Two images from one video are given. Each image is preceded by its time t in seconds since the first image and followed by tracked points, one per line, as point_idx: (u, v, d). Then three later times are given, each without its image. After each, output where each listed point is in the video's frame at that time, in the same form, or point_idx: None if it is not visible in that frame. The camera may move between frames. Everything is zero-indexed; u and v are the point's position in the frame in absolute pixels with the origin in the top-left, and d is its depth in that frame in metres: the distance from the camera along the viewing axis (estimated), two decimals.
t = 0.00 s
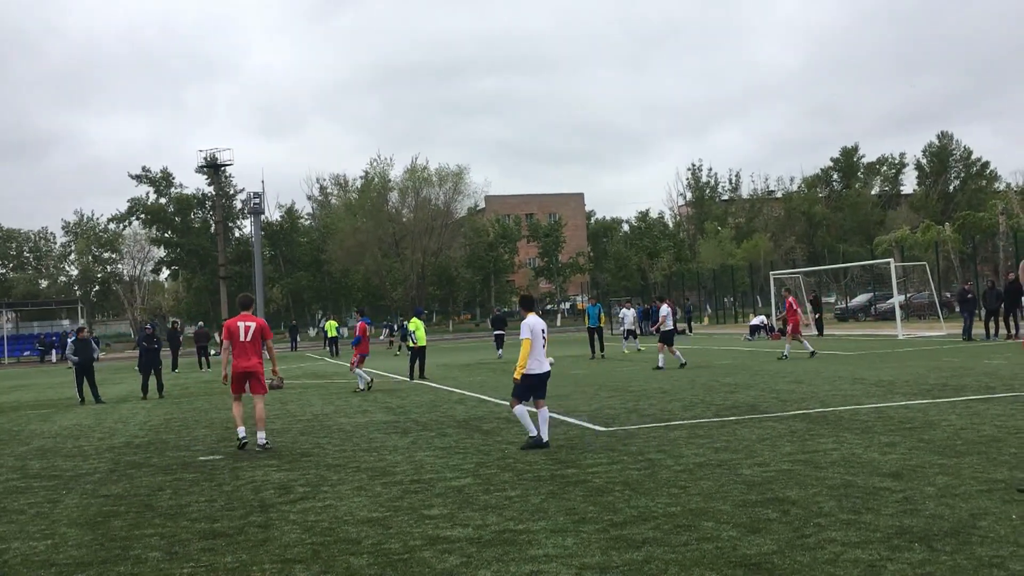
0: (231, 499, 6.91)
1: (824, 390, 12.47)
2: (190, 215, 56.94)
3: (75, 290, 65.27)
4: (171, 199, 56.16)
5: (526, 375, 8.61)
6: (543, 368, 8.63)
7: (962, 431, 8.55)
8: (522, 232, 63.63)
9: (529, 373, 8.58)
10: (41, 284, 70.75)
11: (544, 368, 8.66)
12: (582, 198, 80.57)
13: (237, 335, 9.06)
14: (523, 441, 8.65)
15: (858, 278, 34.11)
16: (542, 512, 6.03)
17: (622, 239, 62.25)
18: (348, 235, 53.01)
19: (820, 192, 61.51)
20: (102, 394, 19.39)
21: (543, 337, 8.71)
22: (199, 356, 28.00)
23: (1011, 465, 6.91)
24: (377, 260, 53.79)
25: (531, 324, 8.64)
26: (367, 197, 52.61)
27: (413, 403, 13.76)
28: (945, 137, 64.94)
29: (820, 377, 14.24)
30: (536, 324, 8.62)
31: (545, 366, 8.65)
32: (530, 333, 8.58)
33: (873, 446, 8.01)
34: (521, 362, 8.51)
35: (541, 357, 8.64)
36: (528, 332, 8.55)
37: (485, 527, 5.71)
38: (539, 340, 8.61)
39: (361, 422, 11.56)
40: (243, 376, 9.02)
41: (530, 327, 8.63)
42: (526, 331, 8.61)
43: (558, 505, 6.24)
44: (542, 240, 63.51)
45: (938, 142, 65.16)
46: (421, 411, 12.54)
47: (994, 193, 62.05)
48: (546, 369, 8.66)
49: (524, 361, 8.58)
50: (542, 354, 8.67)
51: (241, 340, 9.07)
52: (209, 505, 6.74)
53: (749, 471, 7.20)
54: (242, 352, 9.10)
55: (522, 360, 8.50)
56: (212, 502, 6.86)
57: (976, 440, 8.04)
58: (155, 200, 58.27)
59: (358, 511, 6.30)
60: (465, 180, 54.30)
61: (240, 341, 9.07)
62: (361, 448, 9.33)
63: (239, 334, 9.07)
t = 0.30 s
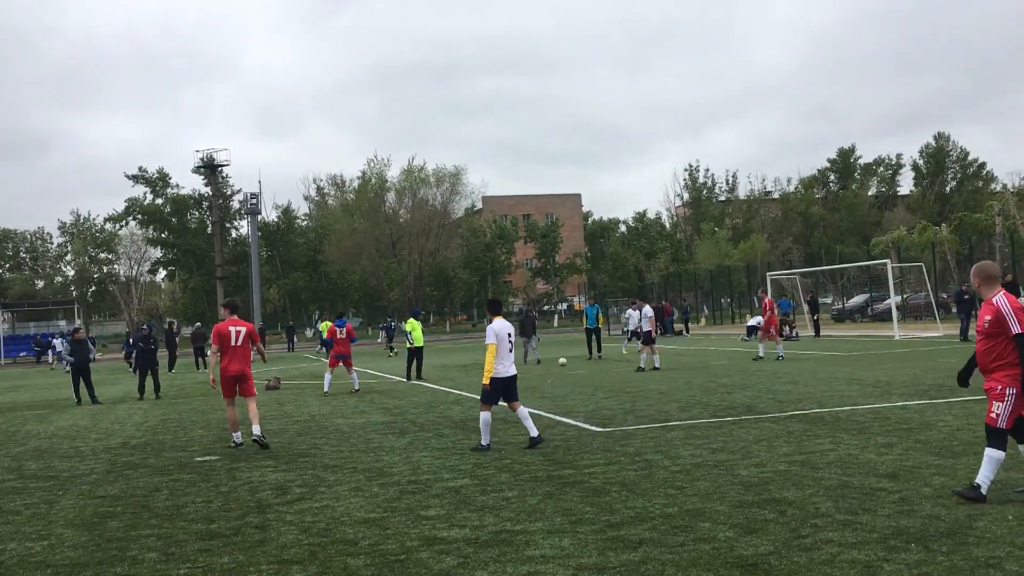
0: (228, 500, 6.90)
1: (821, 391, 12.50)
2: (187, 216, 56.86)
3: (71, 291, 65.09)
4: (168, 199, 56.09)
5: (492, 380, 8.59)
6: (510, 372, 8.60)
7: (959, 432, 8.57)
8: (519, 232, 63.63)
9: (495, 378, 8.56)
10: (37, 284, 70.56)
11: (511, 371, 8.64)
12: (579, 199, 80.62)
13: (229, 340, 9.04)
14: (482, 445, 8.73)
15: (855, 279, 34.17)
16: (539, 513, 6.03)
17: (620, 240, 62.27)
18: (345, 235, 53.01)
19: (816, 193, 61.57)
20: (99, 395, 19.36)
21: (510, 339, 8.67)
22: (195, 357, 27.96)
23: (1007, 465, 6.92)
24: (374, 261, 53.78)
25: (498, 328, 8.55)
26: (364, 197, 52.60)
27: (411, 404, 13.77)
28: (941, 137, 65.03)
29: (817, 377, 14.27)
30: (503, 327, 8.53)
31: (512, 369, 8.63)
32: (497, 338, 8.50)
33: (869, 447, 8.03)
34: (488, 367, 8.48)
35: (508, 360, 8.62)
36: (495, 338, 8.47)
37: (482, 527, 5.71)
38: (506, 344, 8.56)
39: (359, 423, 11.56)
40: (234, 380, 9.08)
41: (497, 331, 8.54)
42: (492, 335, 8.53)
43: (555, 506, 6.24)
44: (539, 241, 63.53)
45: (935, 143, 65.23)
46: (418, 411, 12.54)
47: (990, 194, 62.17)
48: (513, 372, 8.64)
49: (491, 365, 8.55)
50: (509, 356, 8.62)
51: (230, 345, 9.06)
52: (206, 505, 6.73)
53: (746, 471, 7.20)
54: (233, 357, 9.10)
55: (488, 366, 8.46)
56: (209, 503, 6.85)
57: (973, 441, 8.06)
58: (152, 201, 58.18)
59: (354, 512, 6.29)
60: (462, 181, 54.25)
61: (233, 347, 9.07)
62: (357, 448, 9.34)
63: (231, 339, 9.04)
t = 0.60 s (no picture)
0: (226, 500, 6.91)
1: (820, 391, 12.53)
2: (185, 216, 56.80)
3: (69, 291, 65.00)
4: (166, 199, 56.02)
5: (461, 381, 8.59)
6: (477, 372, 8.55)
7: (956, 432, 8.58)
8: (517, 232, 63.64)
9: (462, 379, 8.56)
10: (36, 284, 70.48)
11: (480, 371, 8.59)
12: (578, 200, 80.66)
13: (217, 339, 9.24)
14: (479, 445, 8.71)
15: (853, 280, 34.23)
16: (537, 514, 6.02)
17: (618, 240, 62.26)
18: (343, 235, 53.02)
19: (815, 194, 61.55)
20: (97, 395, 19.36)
21: (477, 339, 8.73)
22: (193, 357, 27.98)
23: (1005, 467, 6.93)
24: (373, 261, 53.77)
25: (462, 328, 8.72)
26: (362, 198, 52.60)
27: (410, 404, 13.78)
28: (940, 138, 65.05)
29: (815, 378, 14.27)
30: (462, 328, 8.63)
31: (479, 369, 8.56)
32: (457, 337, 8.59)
33: (867, 447, 8.05)
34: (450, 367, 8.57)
35: (475, 359, 8.60)
36: (456, 337, 8.58)
37: (480, 527, 5.71)
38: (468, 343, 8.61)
39: (356, 423, 11.56)
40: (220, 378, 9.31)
41: (459, 332, 8.64)
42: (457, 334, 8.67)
43: (553, 506, 6.23)
44: (538, 241, 63.51)
45: (933, 144, 65.22)
46: (416, 412, 12.53)
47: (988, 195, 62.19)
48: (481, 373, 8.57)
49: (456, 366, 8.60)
50: (476, 356, 8.61)
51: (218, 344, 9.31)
52: (204, 506, 6.74)
53: (745, 472, 7.21)
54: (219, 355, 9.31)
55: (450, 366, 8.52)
56: (207, 503, 6.85)
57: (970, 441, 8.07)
58: (150, 200, 58.11)
59: (352, 512, 6.28)
60: (461, 181, 54.16)
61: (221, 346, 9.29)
62: (356, 449, 9.34)
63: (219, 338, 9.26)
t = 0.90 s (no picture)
0: (225, 500, 6.90)
1: (820, 391, 12.55)
2: (185, 216, 56.77)
3: (68, 291, 64.96)
4: (165, 199, 56.00)
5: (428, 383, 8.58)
6: (447, 375, 8.55)
7: (956, 432, 8.58)
8: (517, 232, 63.68)
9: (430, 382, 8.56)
10: (35, 284, 70.46)
11: (448, 374, 8.59)
12: (578, 200, 80.69)
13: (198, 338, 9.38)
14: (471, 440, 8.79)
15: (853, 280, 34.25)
16: (536, 514, 6.01)
17: (618, 239, 62.27)
18: (343, 235, 53.05)
19: (815, 194, 61.56)
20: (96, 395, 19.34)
21: (445, 342, 8.68)
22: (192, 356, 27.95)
23: (1004, 467, 6.94)
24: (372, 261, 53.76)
25: (430, 332, 8.61)
26: (362, 197, 52.70)
27: (409, 404, 13.77)
28: (939, 138, 65.07)
29: (815, 379, 14.26)
30: (435, 332, 8.59)
31: (448, 373, 8.56)
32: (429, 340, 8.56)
33: (866, 448, 8.04)
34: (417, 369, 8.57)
35: (443, 363, 8.60)
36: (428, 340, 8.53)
37: (480, 527, 5.71)
38: (440, 347, 8.61)
39: (356, 423, 11.56)
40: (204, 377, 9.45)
41: (431, 335, 8.60)
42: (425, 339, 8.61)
43: (553, 506, 6.24)
44: (537, 241, 63.52)
45: (932, 144, 65.22)
46: (416, 412, 12.52)
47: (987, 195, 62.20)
48: (449, 377, 8.58)
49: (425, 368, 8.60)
50: (445, 359, 8.60)
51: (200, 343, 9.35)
52: (203, 505, 6.73)
53: (744, 472, 7.22)
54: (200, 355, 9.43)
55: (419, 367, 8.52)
56: (206, 503, 6.85)
57: (971, 442, 8.06)
58: (150, 200, 58.10)
59: (351, 513, 6.28)
60: (460, 181, 54.15)
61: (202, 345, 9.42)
62: (355, 449, 9.34)
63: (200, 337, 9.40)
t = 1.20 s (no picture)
0: (225, 499, 6.90)
1: (819, 391, 12.55)
2: (185, 215, 56.76)
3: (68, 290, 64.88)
4: (165, 198, 56.00)
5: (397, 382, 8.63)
6: (418, 374, 8.60)
7: (956, 433, 8.58)
8: (517, 232, 63.71)
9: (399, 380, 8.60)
10: (35, 283, 70.45)
11: (419, 373, 8.64)
12: (578, 200, 80.70)
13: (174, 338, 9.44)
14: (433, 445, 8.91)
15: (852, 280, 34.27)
16: (536, 514, 6.01)
17: (617, 239, 62.22)
18: (343, 235, 53.03)
19: (814, 194, 61.57)
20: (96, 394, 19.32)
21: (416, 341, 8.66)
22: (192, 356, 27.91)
23: (1004, 467, 6.93)
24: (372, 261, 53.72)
25: (400, 331, 8.54)
26: (362, 197, 52.76)
27: (408, 404, 13.75)
28: (939, 138, 65.06)
29: (814, 379, 14.24)
30: (407, 331, 8.54)
31: (419, 372, 8.62)
32: (400, 340, 8.52)
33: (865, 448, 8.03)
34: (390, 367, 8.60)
35: (414, 362, 8.61)
36: (400, 340, 8.50)
37: (479, 527, 5.71)
38: (411, 347, 8.59)
39: (355, 423, 11.53)
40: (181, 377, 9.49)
41: (401, 334, 8.55)
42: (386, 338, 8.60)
43: (553, 506, 6.24)
44: (537, 241, 63.50)
45: (932, 144, 65.21)
46: (415, 412, 12.51)
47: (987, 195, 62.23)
48: (420, 375, 8.63)
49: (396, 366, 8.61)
50: (415, 358, 8.61)
51: (175, 343, 9.43)
52: (203, 505, 6.72)
53: (743, 472, 7.23)
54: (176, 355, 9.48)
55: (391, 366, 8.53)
56: (206, 502, 6.84)
57: (970, 442, 8.06)
58: (150, 200, 58.10)
59: (351, 512, 6.29)
60: (460, 181, 54.18)
61: (178, 344, 9.48)
62: (356, 448, 9.34)
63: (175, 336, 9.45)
